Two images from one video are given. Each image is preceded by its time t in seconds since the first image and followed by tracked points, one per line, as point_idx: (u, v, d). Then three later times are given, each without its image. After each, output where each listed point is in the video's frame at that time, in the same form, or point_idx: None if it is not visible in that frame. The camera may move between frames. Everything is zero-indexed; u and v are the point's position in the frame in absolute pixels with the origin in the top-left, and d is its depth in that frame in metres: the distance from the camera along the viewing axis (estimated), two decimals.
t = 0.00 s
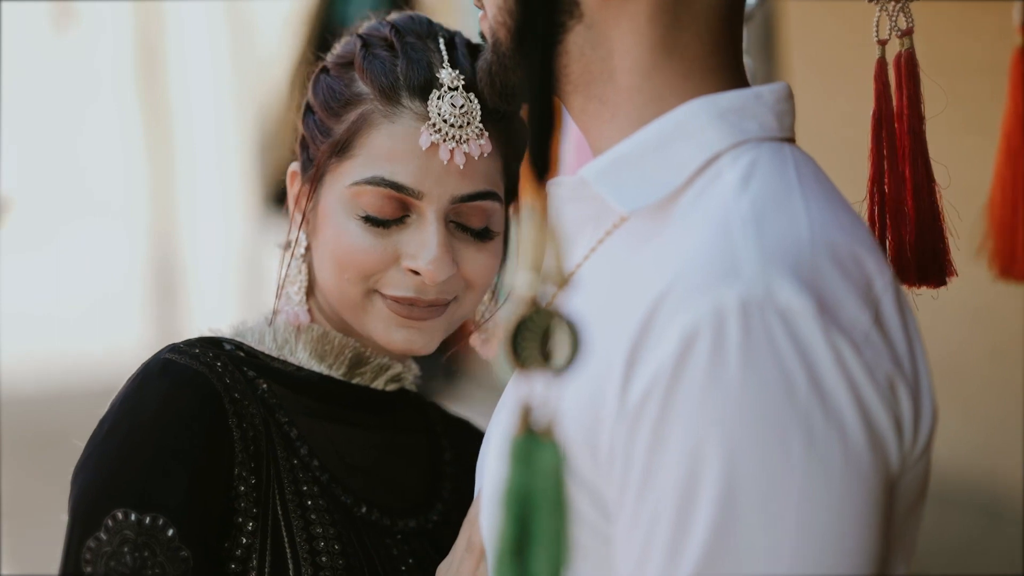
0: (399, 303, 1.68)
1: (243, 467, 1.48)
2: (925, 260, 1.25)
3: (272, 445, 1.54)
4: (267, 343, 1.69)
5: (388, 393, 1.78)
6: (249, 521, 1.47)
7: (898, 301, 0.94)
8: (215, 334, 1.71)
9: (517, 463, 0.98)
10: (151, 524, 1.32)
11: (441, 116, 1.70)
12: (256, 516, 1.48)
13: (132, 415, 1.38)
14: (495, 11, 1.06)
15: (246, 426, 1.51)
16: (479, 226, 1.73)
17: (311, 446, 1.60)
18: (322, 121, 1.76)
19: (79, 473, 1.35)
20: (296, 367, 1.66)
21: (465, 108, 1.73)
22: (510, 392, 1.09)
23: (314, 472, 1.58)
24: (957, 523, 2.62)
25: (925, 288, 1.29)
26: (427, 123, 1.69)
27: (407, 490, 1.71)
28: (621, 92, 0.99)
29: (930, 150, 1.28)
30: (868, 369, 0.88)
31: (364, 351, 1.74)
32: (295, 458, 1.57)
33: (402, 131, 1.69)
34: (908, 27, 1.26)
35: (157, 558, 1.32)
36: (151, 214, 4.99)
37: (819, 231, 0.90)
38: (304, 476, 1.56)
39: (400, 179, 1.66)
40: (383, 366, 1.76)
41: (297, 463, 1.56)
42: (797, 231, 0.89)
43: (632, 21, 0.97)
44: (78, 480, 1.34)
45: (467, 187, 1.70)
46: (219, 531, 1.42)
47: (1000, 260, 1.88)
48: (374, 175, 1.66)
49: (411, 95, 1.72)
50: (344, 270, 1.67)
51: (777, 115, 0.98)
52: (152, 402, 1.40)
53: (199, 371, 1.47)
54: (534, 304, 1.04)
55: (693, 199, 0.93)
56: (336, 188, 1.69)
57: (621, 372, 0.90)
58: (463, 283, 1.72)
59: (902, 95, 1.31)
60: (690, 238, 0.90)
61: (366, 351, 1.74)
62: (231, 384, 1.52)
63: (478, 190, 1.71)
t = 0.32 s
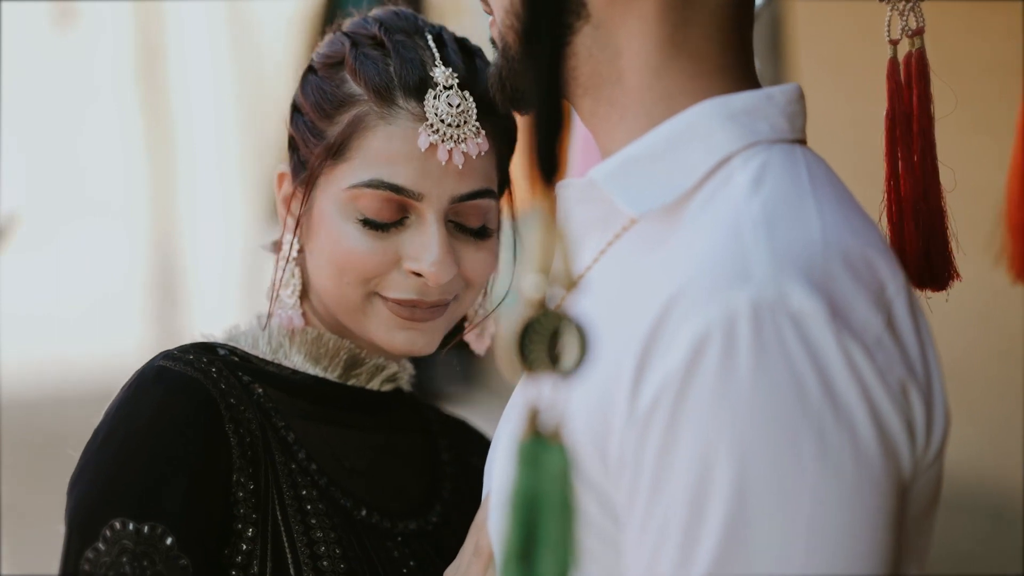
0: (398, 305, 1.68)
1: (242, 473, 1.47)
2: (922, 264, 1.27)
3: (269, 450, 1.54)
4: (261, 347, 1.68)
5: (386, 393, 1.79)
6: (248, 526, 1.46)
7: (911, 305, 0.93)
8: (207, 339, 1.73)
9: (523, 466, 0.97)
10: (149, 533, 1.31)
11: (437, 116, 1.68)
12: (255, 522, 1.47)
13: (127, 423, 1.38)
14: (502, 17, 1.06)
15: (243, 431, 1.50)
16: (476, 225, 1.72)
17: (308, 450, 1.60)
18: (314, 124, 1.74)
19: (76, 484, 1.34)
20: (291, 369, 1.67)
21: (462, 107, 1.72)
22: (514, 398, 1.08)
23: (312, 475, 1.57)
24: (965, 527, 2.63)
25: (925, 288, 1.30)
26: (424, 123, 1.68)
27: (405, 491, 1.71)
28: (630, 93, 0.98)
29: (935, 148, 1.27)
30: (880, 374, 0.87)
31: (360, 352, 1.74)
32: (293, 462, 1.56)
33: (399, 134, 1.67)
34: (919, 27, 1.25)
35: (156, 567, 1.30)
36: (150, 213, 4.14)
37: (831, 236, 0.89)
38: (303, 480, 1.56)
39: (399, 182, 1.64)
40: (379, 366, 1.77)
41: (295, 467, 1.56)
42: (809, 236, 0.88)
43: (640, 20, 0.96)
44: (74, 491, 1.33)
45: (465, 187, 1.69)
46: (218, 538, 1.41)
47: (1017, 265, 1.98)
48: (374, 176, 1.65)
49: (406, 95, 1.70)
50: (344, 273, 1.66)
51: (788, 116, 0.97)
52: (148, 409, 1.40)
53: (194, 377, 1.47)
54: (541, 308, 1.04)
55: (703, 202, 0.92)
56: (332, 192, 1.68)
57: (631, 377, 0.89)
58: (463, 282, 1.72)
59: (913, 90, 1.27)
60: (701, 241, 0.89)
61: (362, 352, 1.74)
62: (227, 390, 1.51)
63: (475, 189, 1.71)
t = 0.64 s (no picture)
0: (397, 306, 1.63)
1: (240, 484, 1.45)
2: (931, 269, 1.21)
3: (265, 459, 1.51)
4: (249, 355, 1.65)
5: (376, 393, 1.75)
6: (249, 538, 1.44)
7: (940, 312, 0.92)
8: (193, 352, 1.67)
9: (541, 475, 0.95)
10: (149, 551, 1.29)
11: (433, 112, 1.62)
12: (256, 533, 1.45)
13: (118, 440, 1.34)
14: (520, 26, 1.04)
15: (238, 442, 1.48)
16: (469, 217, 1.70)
17: (306, 457, 1.57)
18: (299, 126, 1.65)
19: (70, 505, 1.31)
20: (281, 376, 1.63)
21: (455, 101, 1.67)
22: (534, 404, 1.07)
23: (309, 483, 1.54)
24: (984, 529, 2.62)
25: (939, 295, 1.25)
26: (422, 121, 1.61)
27: (403, 496, 1.69)
28: (652, 93, 0.96)
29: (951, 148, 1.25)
30: (910, 384, 0.85)
31: (350, 354, 1.69)
32: (290, 470, 1.53)
33: (394, 134, 1.60)
34: (943, 25, 1.23)
35: None
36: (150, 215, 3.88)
37: (860, 241, 0.87)
38: (301, 488, 1.53)
39: (398, 181, 1.58)
40: (370, 367, 1.72)
41: (292, 476, 1.53)
42: (837, 244, 0.86)
43: (659, 20, 0.95)
44: (68, 512, 1.30)
45: (463, 181, 1.64)
46: (220, 552, 1.39)
47: None
48: (374, 177, 1.58)
49: (399, 94, 1.63)
50: (342, 278, 1.59)
51: (815, 118, 0.95)
52: (140, 423, 1.37)
53: (185, 391, 1.44)
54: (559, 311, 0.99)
55: (730, 205, 0.90)
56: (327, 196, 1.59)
57: (654, 388, 0.87)
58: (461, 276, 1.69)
59: (930, 88, 1.25)
60: (724, 248, 0.87)
61: (353, 354, 1.69)
62: (218, 401, 1.49)
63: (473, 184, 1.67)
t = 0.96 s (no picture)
0: (396, 308, 1.53)
1: (240, 500, 1.41)
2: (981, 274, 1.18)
3: (262, 473, 1.46)
4: (235, 368, 1.57)
5: (365, 397, 1.66)
6: (252, 555, 1.39)
7: (977, 321, 0.89)
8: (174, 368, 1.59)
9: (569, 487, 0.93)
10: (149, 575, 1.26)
11: (425, 110, 1.54)
12: (258, 550, 1.40)
13: (111, 463, 1.31)
14: (545, 42, 1.01)
15: (234, 458, 1.43)
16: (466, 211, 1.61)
17: (303, 469, 1.51)
18: (284, 129, 1.54)
19: (66, 532, 1.28)
20: (269, 388, 1.55)
21: (445, 97, 1.58)
22: (561, 412, 1.05)
23: (308, 494, 1.49)
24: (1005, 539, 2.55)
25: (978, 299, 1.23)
26: (415, 120, 1.53)
27: (399, 502, 1.62)
28: (678, 97, 0.94)
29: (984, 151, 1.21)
30: (948, 396, 0.83)
31: (338, 358, 1.60)
32: (286, 484, 1.48)
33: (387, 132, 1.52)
34: (965, 27, 1.20)
35: None
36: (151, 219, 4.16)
37: (895, 248, 0.85)
38: (300, 500, 1.48)
39: (397, 181, 1.49)
40: (360, 371, 1.63)
41: (290, 489, 1.48)
42: (874, 252, 0.84)
43: (682, 20, 0.93)
44: (62, 544, 1.27)
45: (455, 176, 1.55)
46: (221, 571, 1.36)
47: None
48: (373, 178, 1.49)
49: (390, 93, 1.55)
50: (339, 283, 1.49)
51: (848, 124, 0.93)
52: (131, 446, 1.33)
53: (175, 409, 1.39)
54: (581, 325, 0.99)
55: (765, 210, 0.88)
56: (320, 199, 1.49)
57: (687, 401, 0.84)
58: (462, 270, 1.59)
59: (955, 91, 1.22)
60: (760, 255, 0.85)
61: (341, 358, 1.61)
62: (211, 417, 1.43)
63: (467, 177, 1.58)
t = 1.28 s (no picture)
0: (395, 310, 1.50)
1: (240, 516, 1.38)
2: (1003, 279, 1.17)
3: (260, 488, 1.43)
4: (224, 383, 1.52)
5: (359, 405, 1.62)
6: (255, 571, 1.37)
7: (1008, 329, 0.87)
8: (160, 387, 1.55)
9: (596, 501, 0.90)
10: None
11: (421, 111, 1.51)
12: (261, 566, 1.38)
13: (107, 486, 1.30)
14: (565, 54, 0.99)
15: (231, 474, 1.41)
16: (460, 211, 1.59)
17: (302, 482, 1.48)
18: (276, 136, 1.48)
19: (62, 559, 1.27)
20: (261, 401, 1.51)
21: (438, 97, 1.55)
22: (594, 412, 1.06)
23: (308, 507, 1.45)
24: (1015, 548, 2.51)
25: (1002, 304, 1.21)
26: (411, 121, 1.50)
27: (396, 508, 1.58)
28: (702, 103, 0.92)
29: (1005, 155, 1.19)
30: (981, 408, 0.81)
31: (329, 367, 1.56)
32: (286, 498, 1.44)
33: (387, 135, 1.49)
34: (982, 31, 1.16)
35: None
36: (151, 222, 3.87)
37: (926, 257, 0.83)
38: (301, 514, 1.44)
39: (395, 183, 1.46)
40: (352, 379, 1.59)
41: (290, 503, 1.44)
42: (905, 260, 0.82)
43: (702, 25, 0.91)
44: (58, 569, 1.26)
45: (451, 178, 1.53)
46: None
47: None
48: (370, 181, 1.45)
49: (385, 95, 1.51)
50: (339, 289, 1.45)
51: (876, 129, 0.91)
52: (125, 470, 1.31)
53: (170, 428, 1.37)
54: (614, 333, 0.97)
55: (792, 219, 0.86)
56: (315, 206, 1.45)
57: (716, 414, 0.83)
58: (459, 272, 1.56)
59: (976, 95, 1.19)
60: (790, 265, 0.83)
61: (331, 367, 1.57)
62: (205, 434, 1.41)
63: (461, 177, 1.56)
